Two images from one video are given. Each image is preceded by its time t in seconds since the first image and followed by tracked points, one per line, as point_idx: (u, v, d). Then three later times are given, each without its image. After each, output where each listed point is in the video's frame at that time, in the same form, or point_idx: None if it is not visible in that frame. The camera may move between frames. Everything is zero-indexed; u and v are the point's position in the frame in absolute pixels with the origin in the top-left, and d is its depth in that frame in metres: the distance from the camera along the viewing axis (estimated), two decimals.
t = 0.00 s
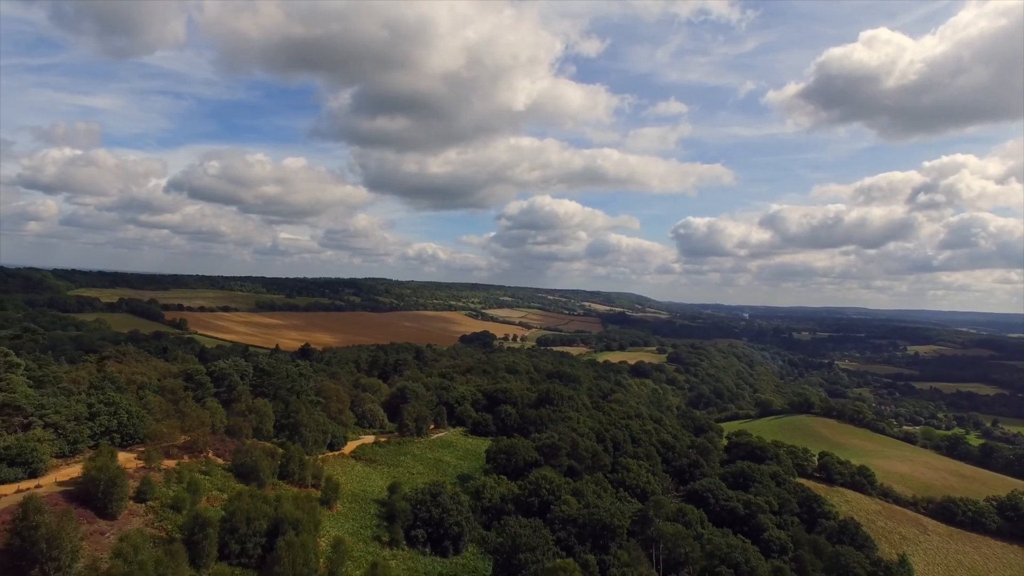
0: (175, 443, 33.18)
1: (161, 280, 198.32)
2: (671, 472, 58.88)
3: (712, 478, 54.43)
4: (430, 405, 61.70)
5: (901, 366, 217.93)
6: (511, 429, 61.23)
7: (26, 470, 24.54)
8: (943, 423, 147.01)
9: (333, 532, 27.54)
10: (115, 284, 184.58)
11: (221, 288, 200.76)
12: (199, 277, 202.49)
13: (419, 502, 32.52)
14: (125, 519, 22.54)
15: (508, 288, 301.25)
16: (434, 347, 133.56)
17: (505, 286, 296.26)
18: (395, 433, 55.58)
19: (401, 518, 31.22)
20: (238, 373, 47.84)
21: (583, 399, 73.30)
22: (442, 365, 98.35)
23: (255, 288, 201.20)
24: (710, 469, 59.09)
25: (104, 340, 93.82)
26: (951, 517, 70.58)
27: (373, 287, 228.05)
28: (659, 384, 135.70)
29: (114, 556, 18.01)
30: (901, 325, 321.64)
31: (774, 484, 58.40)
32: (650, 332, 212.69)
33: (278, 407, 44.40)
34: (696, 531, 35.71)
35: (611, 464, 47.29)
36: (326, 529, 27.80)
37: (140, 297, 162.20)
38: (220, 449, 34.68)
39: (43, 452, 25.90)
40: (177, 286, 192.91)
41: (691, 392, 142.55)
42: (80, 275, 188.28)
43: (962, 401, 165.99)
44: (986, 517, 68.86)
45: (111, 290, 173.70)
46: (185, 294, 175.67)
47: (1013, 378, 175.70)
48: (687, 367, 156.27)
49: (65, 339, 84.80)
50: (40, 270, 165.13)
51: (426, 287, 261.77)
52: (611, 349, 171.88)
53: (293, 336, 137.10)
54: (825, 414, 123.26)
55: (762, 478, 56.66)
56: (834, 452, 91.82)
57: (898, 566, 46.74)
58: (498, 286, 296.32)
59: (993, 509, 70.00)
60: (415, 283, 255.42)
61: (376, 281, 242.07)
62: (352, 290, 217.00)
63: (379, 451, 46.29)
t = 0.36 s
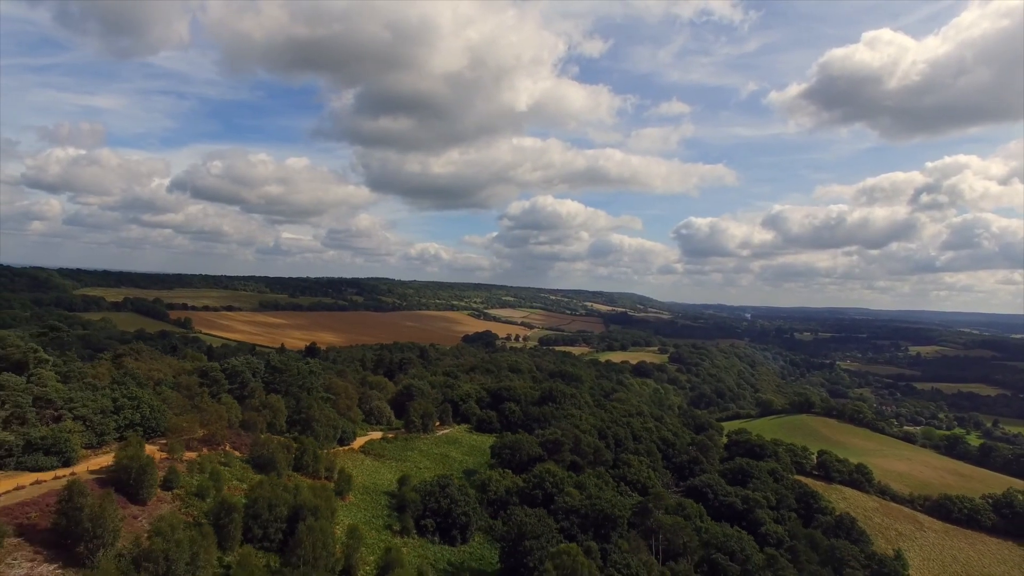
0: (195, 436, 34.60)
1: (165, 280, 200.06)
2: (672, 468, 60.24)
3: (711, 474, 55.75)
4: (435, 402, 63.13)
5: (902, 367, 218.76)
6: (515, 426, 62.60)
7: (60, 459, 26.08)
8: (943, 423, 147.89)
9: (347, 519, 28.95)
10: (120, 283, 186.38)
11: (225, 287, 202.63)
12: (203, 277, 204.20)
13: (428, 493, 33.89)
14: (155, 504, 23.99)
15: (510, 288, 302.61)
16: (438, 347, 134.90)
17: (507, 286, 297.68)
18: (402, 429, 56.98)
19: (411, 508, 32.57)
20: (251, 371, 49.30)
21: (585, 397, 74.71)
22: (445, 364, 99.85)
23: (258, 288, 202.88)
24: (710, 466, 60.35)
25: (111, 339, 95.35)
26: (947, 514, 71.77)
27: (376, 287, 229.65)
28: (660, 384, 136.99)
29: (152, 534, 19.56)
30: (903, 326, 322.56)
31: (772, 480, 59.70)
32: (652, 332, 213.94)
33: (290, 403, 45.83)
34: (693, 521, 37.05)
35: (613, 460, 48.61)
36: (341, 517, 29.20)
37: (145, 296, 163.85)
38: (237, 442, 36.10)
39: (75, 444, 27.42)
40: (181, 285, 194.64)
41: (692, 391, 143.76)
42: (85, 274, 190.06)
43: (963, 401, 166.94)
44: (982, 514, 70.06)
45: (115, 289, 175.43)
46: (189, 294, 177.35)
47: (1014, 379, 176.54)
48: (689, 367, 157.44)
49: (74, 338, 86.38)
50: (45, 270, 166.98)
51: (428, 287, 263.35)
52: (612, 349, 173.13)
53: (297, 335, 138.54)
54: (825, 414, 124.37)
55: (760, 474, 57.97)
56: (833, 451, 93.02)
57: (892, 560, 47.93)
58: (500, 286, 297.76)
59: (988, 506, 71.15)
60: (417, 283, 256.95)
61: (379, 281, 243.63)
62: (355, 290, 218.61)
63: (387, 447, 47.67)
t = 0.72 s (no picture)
0: (213, 430, 36.00)
1: (169, 280, 202.02)
2: (672, 464, 61.59)
3: (711, 470, 57.09)
4: (441, 399, 64.57)
5: (904, 367, 219.67)
6: (519, 423, 64.02)
7: (91, 448, 27.53)
8: (944, 423, 148.79)
9: (361, 508, 30.33)
10: (124, 283, 188.31)
11: (229, 287, 204.59)
12: (207, 277, 206.10)
13: (437, 485, 35.25)
14: (182, 491, 25.46)
15: (512, 288, 304.10)
16: (441, 346, 136.33)
17: (510, 287, 299.17)
18: (409, 425, 58.43)
19: (421, 499, 33.90)
20: (263, 368, 50.82)
21: (588, 395, 76.12)
22: (450, 363, 101.37)
23: (263, 288, 204.69)
24: (710, 462, 61.69)
25: (119, 338, 96.92)
26: (944, 511, 72.94)
27: (378, 287, 231.30)
28: (662, 383, 138.18)
29: (185, 517, 21.09)
30: (906, 326, 323.10)
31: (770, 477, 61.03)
32: (654, 332, 215.08)
33: (302, 400, 47.26)
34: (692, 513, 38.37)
35: (614, 456, 49.94)
36: (355, 506, 30.60)
37: (150, 296, 165.72)
38: (253, 436, 37.49)
39: (103, 435, 28.94)
40: (185, 285, 196.53)
41: (694, 391, 144.95)
42: (90, 274, 192.03)
43: (964, 402, 167.74)
44: (978, 511, 71.27)
45: (120, 289, 177.32)
46: (194, 294, 179.17)
47: (1015, 380, 177.24)
48: (691, 368, 158.62)
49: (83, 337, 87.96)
50: (50, 270, 168.89)
51: (431, 287, 264.98)
52: (614, 349, 174.39)
53: (301, 335, 140.03)
54: (825, 413, 125.54)
55: (758, 470, 59.34)
56: (832, 449, 94.19)
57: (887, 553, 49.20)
58: (503, 287, 299.33)
59: (985, 503, 72.33)
60: (420, 283, 258.57)
61: (382, 281, 245.33)
62: (358, 290, 220.34)
63: (395, 442, 49.07)
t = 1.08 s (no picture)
0: (229, 424, 37.44)
1: (173, 279, 203.83)
2: (672, 460, 62.95)
3: (709, 466, 58.40)
4: (446, 397, 65.95)
5: (905, 367, 220.56)
6: (522, 420, 65.43)
7: (118, 440, 29.07)
8: (945, 423, 149.74)
9: (373, 499, 31.72)
10: (129, 282, 190.13)
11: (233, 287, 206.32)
12: (210, 276, 207.84)
13: (444, 477, 36.62)
14: (205, 480, 26.92)
15: (514, 288, 305.32)
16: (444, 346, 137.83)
17: (512, 287, 300.73)
18: (415, 422, 59.89)
19: (430, 490, 35.34)
20: (274, 365, 52.32)
21: (589, 393, 77.53)
22: (453, 361, 102.80)
23: (266, 287, 206.19)
24: (709, 459, 63.03)
25: (126, 337, 98.44)
26: (940, 508, 74.21)
27: (381, 287, 232.94)
28: (663, 383, 139.45)
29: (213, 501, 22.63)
30: (908, 326, 323.69)
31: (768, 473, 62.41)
32: (655, 332, 216.19)
33: (312, 396, 48.72)
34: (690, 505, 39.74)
35: (615, 451, 51.26)
36: (368, 496, 32.07)
37: (155, 295, 167.22)
38: (267, 430, 38.93)
39: (129, 427, 30.47)
40: (189, 284, 198.31)
41: (695, 390, 146.22)
42: (94, 273, 193.84)
43: (965, 402, 168.61)
44: (973, 508, 72.46)
45: (125, 288, 179.14)
46: (198, 293, 180.62)
47: (1016, 380, 178.02)
48: (692, 367, 159.85)
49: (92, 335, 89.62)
50: (56, 269, 170.69)
51: (433, 286, 266.64)
52: (616, 348, 175.68)
53: (304, 334, 141.58)
54: (825, 413, 126.75)
55: (756, 467, 60.71)
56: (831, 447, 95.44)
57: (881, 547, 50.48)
58: (505, 287, 301.00)
59: (980, 500, 73.56)
60: (422, 283, 260.23)
61: (384, 281, 247.06)
62: (360, 290, 221.65)
63: (402, 438, 50.49)
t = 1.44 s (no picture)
0: (245, 419, 38.91)
1: (177, 278, 205.69)
2: (672, 456, 64.33)
3: (709, 462, 59.74)
4: (451, 394, 67.36)
5: (907, 367, 221.44)
6: (526, 417, 66.88)
7: (143, 432, 30.66)
8: (945, 422, 150.66)
9: (385, 489, 33.10)
10: (133, 282, 192.02)
11: (236, 286, 208.11)
12: (215, 276, 209.65)
13: (452, 469, 38.01)
14: (227, 470, 28.34)
15: (516, 287, 306.69)
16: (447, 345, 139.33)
17: (514, 287, 302.10)
18: (422, 418, 61.35)
19: (438, 482, 36.71)
20: (285, 362, 53.86)
21: (591, 391, 78.97)
22: (457, 360, 104.33)
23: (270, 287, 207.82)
24: (709, 455, 64.32)
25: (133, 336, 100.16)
26: (937, 504, 75.47)
27: (384, 286, 234.59)
28: (665, 382, 140.78)
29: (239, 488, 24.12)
30: (911, 327, 324.09)
31: (767, 469, 63.74)
32: (657, 332, 217.34)
33: (323, 391, 50.23)
34: (688, 497, 41.09)
35: (617, 447, 52.53)
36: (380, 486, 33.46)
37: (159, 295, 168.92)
38: (282, 424, 40.40)
39: (152, 420, 32.03)
40: (193, 284, 200.17)
41: (697, 389, 147.50)
42: (99, 272, 195.69)
43: (966, 401, 169.45)
44: (969, 504, 73.72)
45: (129, 287, 180.97)
46: (202, 292, 182.23)
47: (1017, 380, 178.78)
48: (693, 367, 161.19)
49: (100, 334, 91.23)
50: (61, 268, 172.53)
51: (435, 286, 268.27)
52: (618, 348, 177.02)
53: (308, 333, 143.17)
54: (825, 411, 128.01)
55: (755, 463, 62.09)
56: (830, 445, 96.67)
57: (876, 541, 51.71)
58: (507, 287, 302.57)
59: (976, 497, 74.80)
60: (425, 283, 261.83)
61: (387, 281, 248.71)
62: (363, 289, 223.11)
63: (410, 434, 51.92)
